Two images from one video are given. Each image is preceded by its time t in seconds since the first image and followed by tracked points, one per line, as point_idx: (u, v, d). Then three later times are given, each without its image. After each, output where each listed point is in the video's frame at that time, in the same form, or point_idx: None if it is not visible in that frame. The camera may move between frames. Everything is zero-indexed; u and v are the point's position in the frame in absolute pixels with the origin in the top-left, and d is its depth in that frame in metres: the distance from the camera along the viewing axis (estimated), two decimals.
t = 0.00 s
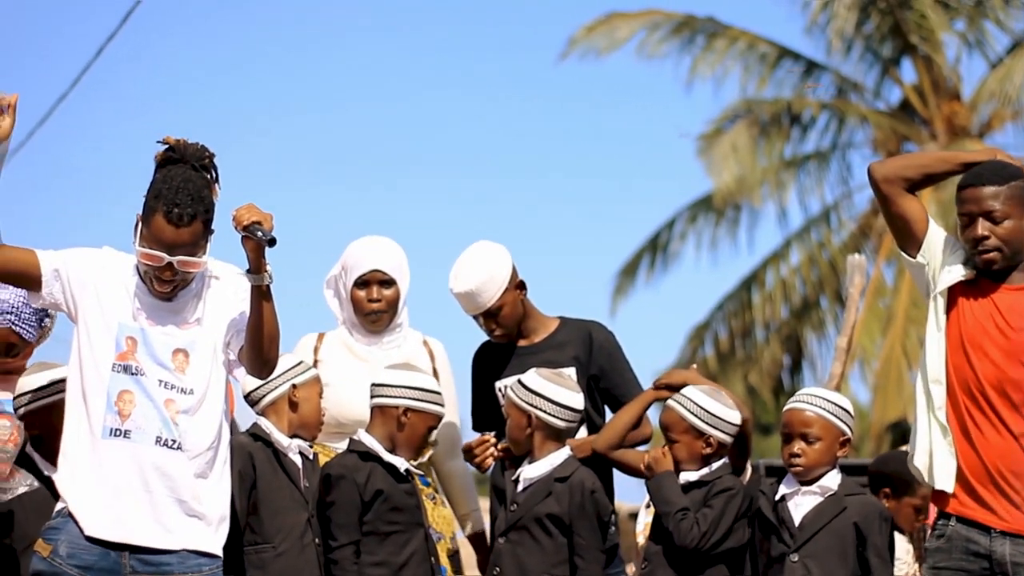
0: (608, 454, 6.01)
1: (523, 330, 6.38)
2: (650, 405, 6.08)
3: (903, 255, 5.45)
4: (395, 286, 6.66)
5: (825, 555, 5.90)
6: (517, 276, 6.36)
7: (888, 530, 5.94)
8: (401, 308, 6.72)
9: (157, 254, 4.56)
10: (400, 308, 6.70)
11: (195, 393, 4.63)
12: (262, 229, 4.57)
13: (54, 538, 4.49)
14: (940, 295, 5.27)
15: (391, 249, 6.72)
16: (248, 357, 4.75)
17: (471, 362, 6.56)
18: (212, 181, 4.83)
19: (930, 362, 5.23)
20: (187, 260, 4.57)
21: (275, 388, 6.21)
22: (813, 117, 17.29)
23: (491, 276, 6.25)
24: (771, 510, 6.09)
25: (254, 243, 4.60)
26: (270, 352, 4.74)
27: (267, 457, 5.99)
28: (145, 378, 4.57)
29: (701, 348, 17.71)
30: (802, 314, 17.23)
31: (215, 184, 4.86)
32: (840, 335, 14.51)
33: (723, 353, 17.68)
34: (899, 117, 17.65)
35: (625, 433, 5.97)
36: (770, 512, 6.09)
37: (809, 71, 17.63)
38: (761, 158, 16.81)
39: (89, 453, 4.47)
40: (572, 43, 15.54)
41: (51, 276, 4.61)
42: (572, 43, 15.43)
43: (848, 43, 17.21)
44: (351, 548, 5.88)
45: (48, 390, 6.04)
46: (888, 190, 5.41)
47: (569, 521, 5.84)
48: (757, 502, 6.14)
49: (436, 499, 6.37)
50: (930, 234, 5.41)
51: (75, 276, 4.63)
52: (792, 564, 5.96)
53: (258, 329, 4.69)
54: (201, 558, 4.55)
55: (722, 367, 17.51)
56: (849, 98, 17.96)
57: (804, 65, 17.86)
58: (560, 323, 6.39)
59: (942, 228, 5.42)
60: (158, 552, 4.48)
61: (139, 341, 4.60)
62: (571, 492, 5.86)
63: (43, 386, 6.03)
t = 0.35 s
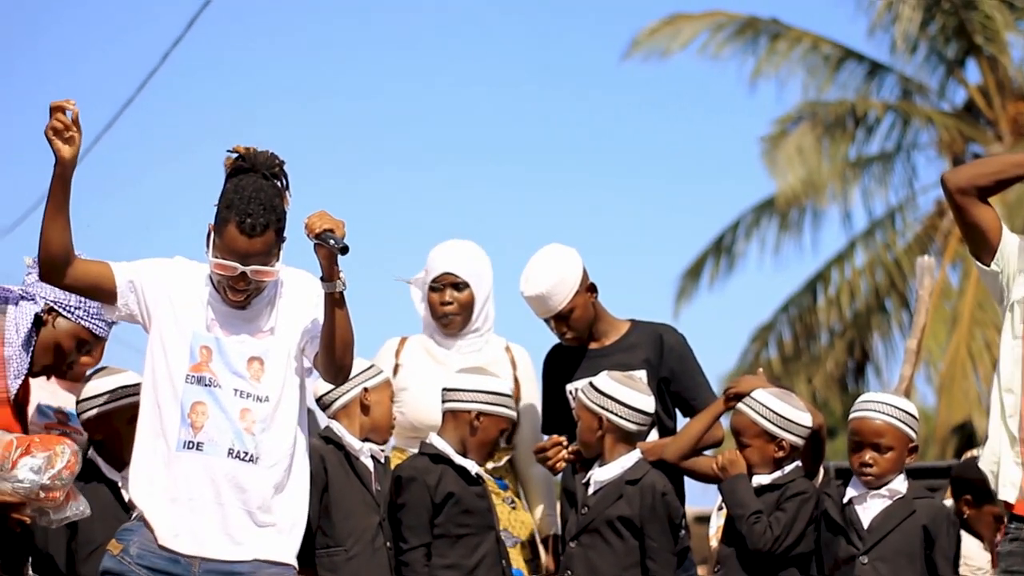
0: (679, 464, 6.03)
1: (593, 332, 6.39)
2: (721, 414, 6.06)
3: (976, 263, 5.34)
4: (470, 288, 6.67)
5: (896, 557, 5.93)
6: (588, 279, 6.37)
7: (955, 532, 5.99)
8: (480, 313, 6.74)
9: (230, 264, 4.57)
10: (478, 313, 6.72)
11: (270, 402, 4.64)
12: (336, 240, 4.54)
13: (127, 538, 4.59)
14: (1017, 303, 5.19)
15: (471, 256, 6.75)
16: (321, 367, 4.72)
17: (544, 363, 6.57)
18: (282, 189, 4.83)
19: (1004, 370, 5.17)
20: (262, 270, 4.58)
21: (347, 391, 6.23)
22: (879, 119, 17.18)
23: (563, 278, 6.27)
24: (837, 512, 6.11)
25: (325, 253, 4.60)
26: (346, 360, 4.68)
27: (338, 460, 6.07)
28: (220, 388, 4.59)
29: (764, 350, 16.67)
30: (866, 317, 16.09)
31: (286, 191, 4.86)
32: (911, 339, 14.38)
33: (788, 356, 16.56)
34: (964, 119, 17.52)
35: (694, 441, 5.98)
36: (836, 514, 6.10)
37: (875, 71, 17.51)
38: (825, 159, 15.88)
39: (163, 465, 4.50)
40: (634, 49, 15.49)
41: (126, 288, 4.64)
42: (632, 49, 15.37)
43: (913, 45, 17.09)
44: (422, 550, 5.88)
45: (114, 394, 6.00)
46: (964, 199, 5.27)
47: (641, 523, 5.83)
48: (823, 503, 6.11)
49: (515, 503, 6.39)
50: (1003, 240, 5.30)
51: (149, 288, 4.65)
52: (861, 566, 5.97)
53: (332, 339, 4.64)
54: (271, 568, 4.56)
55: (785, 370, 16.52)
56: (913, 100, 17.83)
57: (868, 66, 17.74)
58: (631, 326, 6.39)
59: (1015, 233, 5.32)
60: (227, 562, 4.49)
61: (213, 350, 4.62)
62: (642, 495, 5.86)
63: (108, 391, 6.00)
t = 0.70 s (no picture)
0: (730, 464, 6.03)
1: (645, 335, 6.39)
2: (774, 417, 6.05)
3: None
4: (523, 290, 6.82)
5: (956, 556, 5.91)
6: (639, 282, 6.37)
7: (1013, 526, 5.94)
8: (536, 314, 6.86)
9: (284, 268, 4.57)
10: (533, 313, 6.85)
11: (326, 405, 4.64)
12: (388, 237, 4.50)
13: (184, 543, 4.59)
14: None
15: (529, 258, 6.94)
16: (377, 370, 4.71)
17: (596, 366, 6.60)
18: (336, 194, 4.83)
19: None
20: (316, 274, 4.58)
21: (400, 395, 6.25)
22: (927, 119, 17.08)
23: (612, 282, 6.29)
24: (895, 511, 6.09)
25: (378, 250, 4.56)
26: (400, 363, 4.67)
27: (392, 463, 6.04)
28: (275, 392, 4.59)
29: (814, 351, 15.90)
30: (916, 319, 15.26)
31: (340, 195, 4.85)
32: (962, 341, 14.29)
33: (836, 359, 15.70)
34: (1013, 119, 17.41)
35: (747, 441, 6.00)
36: (893, 512, 6.08)
37: (922, 72, 17.43)
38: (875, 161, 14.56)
39: (220, 469, 4.53)
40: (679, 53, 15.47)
41: (181, 294, 4.68)
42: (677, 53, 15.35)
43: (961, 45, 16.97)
44: (475, 553, 5.89)
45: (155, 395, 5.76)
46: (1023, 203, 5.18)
47: (694, 526, 5.83)
48: (879, 502, 6.12)
49: (571, 509, 6.45)
50: None
51: (202, 295, 4.69)
52: (923, 565, 5.96)
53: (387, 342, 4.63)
54: (330, 571, 4.53)
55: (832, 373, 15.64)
56: (961, 100, 17.73)
57: (916, 66, 17.63)
58: (683, 328, 6.39)
59: None
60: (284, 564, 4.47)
61: (268, 355, 4.63)
62: (695, 497, 5.84)
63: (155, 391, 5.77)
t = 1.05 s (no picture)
0: (792, 458, 6.03)
1: (710, 331, 6.41)
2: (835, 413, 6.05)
3: None
4: (589, 285, 6.81)
5: None
6: (703, 279, 6.36)
7: None
8: (605, 305, 6.84)
9: (351, 263, 4.57)
10: (600, 305, 6.82)
11: (392, 396, 4.63)
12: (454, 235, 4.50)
13: (251, 540, 4.51)
14: None
15: (596, 254, 6.90)
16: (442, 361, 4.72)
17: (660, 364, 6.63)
18: (403, 187, 4.82)
19: None
20: (385, 269, 4.57)
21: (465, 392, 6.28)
22: (988, 114, 16.97)
23: (676, 280, 6.28)
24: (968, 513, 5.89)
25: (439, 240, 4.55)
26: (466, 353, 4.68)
27: (456, 459, 6.01)
28: (341, 382, 4.58)
29: (875, 347, 15.70)
30: (975, 313, 14.64)
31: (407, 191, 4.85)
32: None
33: (897, 355, 15.36)
34: None
35: (810, 436, 6.02)
36: (967, 514, 5.88)
37: (982, 68, 17.34)
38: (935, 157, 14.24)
39: (287, 459, 4.50)
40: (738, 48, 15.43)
41: (247, 286, 4.68)
42: (736, 49, 15.33)
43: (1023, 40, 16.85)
44: (541, 552, 5.92)
45: (220, 394, 5.86)
46: None
47: (759, 522, 5.82)
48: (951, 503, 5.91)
49: (636, 504, 6.44)
50: None
51: (268, 286, 4.68)
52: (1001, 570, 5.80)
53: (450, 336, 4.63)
54: (396, 560, 4.52)
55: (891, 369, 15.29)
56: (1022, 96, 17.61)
57: (976, 62, 17.51)
58: (747, 325, 6.39)
59: None
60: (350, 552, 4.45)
61: (334, 346, 4.62)
62: (761, 493, 5.85)
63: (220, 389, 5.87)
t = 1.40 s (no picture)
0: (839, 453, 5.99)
1: (758, 329, 6.38)
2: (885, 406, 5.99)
3: None
4: (637, 281, 6.81)
5: None
6: (752, 275, 6.35)
7: None
8: (654, 301, 6.84)
9: (402, 261, 4.52)
10: (650, 301, 6.82)
11: (441, 394, 4.63)
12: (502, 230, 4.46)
13: (305, 540, 4.51)
14: None
15: (645, 249, 6.90)
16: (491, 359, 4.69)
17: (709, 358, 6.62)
18: (453, 185, 4.79)
19: None
20: (435, 266, 4.53)
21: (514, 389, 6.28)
22: None
23: (724, 276, 6.28)
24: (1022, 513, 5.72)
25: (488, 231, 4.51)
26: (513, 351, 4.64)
27: (507, 457, 6.03)
28: (390, 382, 4.58)
29: (922, 342, 15.64)
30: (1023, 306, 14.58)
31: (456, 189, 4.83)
32: None
33: (943, 351, 15.29)
34: None
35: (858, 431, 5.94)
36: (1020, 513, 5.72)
37: None
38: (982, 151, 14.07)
39: (337, 458, 4.50)
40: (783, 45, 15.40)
41: (297, 286, 4.67)
42: (781, 45, 15.30)
43: None
44: (589, 550, 5.94)
45: (273, 387, 5.83)
46: None
47: (809, 519, 5.80)
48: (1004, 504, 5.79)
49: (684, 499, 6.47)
50: None
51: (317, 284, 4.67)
52: None
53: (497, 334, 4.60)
54: (447, 558, 4.52)
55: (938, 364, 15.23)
56: None
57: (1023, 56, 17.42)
58: (796, 322, 6.37)
59: None
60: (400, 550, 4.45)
61: (383, 345, 4.61)
62: (811, 489, 5.83)
63: (268, 383, 5.84)
